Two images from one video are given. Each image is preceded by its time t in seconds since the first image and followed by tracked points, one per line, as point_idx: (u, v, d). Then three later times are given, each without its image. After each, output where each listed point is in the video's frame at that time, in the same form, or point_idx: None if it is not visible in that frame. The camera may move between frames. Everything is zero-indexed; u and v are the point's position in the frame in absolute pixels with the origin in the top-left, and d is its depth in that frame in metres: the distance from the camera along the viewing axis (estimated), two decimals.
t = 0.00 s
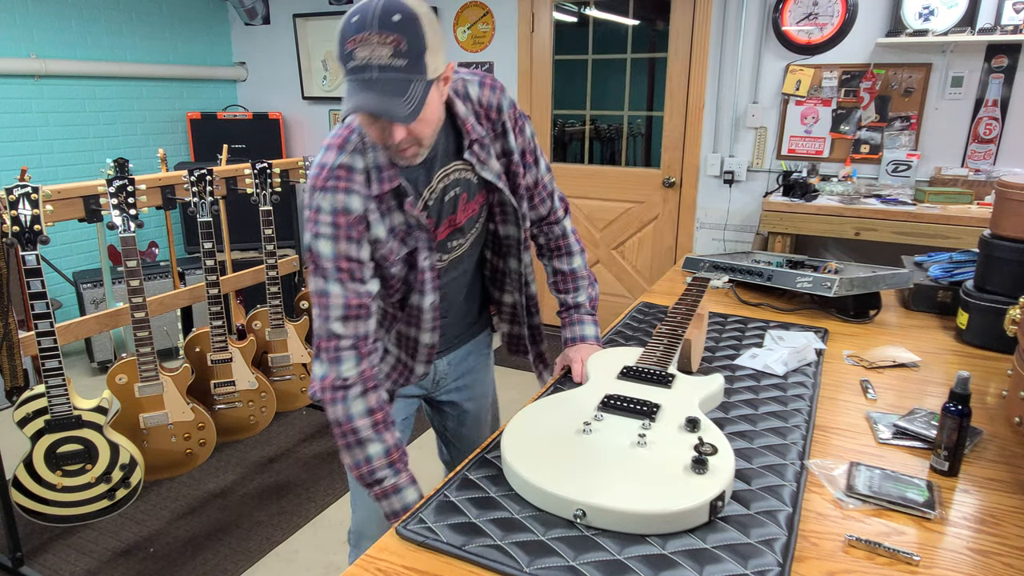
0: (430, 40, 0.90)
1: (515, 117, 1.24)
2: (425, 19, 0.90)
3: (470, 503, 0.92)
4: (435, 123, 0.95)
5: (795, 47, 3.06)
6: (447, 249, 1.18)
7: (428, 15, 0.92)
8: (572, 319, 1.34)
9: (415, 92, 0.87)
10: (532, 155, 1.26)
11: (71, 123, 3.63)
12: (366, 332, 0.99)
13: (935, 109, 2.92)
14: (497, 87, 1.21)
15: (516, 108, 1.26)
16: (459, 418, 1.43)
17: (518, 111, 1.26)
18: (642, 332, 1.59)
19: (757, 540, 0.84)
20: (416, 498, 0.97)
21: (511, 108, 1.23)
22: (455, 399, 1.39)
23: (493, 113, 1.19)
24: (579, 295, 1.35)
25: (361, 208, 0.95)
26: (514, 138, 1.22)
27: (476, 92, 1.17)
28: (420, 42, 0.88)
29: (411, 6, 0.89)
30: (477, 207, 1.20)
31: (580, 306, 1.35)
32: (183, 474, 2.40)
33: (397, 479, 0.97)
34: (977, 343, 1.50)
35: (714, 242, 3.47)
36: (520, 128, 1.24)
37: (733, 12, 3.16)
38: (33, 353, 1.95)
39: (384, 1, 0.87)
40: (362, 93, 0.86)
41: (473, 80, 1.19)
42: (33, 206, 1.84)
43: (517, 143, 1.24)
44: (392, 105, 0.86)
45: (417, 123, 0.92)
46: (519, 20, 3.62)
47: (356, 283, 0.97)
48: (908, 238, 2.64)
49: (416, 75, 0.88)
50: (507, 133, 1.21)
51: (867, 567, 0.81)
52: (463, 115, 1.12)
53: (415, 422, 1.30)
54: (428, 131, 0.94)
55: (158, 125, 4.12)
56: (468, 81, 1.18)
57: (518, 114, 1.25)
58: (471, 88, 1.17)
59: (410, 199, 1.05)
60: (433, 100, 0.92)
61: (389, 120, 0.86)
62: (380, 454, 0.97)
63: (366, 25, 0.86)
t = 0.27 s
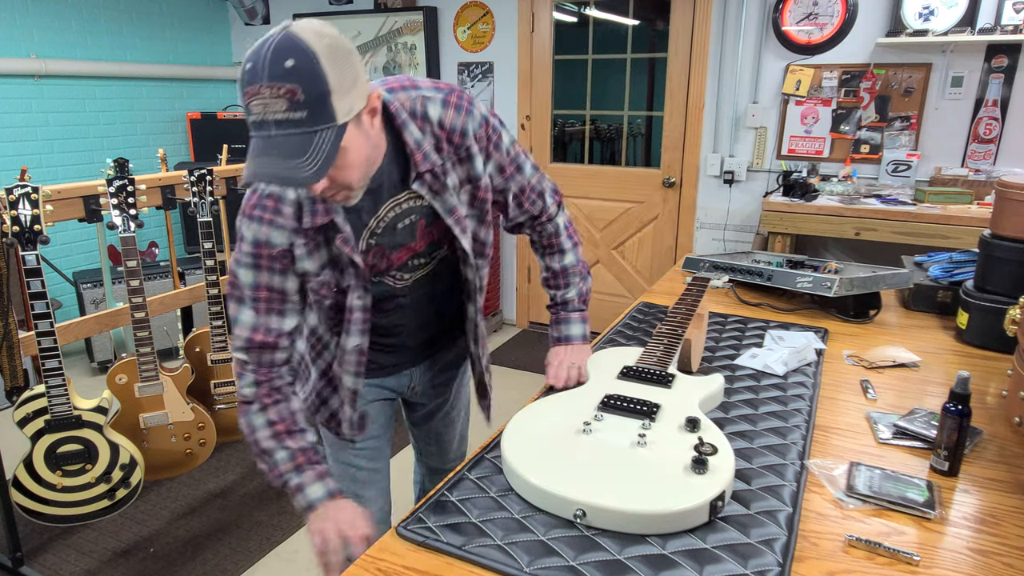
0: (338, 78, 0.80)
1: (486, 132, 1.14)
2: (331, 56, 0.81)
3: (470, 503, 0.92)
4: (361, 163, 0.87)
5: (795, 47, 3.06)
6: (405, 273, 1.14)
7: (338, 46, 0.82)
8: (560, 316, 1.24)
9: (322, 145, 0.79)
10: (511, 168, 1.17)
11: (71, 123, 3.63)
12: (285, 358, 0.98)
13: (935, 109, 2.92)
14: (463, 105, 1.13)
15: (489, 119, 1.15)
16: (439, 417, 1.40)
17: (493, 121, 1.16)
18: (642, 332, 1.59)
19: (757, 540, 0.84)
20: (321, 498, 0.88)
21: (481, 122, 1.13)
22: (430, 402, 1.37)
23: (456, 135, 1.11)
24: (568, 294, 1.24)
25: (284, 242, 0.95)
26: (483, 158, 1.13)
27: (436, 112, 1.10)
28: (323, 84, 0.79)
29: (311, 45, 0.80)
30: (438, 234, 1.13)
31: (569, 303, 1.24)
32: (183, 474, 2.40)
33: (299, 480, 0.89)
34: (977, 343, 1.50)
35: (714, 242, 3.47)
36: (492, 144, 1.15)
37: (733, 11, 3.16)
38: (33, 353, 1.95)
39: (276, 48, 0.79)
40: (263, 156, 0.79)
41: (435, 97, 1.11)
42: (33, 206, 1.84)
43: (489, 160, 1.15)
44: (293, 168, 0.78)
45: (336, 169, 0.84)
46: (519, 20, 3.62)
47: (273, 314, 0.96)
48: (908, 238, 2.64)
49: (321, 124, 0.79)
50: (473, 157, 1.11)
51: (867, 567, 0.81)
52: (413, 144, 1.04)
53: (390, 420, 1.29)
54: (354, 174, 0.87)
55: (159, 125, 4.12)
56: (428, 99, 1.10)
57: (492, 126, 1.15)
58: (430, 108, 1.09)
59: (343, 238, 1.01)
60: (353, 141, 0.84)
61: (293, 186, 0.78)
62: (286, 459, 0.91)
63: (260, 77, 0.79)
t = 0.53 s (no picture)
0: (276, 157, 0.78)
1: (458, 176, 1.03)
2: (266, 136, 0.78)
3: (470, 503, 0.92)
4: (317, 228, 0.84)
5: (795, 47, 3.06)
6: (370, 308, 1.11)
7: (273, 119, 0.79)
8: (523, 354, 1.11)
9: (269, 231, 0.78)
10: (490, 209, 1.05)
11: (71, 123, 3.63)
12: (253, 389, 0.99)
13: (935, 109, 2.92)
14: (433, 148, 1.03)
15: (465, 159, 1.04)
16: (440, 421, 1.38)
17: (471, 159, 1.05)
18: (642, 332, 1.59)
19: (757, 540, 0.84)
20: (225, 539, 0.85)
21: (453, 165, 1.03)
22: (424, 410, 1.37)
23: (423, 181, 1.02)
24: (540, 330, 1.09)
25: (242, 290, 0.95)
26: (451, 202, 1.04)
27: (402, 156, 1.02)
28: (260, 169, 0.77)
29: (242, 128, 0.77)
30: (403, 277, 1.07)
31: (539, 340, 1.10)
32: (183, 474, 2.40)
33: (215, 516, 0.87)
34: (977, 343, 1.50)
35: (714, 242, 3.47)
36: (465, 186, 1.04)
37: (733, 12, 3.16)
38: (32, 353, 1.95)
39: (208, 135, 0.77)
40: (211, 250, 0.78)
41: (403, 140, 1.02)
42: (33, 206, 1.84)
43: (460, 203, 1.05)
44: (243, 262, 0.77)
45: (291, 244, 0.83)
46: (519, 20, 3.62)
47: (243, 348, 0.98)
48: (908, 238, 2.64)
49: (264, 209, 0.78)
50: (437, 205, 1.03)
51: (867, 567, 0.81)
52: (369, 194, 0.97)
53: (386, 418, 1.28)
54: (312, 242, 0.85)
55: (159, 125, 4.12)
56: (394, 143, 1.02)
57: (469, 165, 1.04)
58: (395, 151, 1.01)
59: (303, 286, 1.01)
60: (305, 211, 0.82)
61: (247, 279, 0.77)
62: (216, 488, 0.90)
63: (195, 168, 0.77)
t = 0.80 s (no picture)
0: (253, 333, 0.63)
1: (450, 271, 1.02)
2: (234, 308, 0.62)
3: (470, 503, 0.92)
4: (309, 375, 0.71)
5: (795, 47, 3.06)
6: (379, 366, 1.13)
7: (242, 288, 0.63)
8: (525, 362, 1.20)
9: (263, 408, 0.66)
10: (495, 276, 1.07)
11: (71, 123, 3.63)
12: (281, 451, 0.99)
13: (935, 109, 2.92)
14: (418, 257, 0.98)
15: (456, 251, 1.02)
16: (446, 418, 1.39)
17: (462, 248, 1.03)
18: (642, 332, 1.59)
19: (757, 540, 0.84)
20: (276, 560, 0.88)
21: (443, 263, 1.00)
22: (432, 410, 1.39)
23: (415, 289, 0.99)
24: (543, 342, 1.19)
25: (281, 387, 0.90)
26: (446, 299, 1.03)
27: (388, 269, 0.97)
28: (238, 355, 0.62)
29: (210, 316, 0.61)
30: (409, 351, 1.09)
31: (541, 350, 1.20)
32: (183, 474, 2.40)
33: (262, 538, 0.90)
34: (977, 343, 1.50)
35: (714, 242, 3.47)
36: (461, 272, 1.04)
37: (733, 12, 3.16)
38: (32, 353, 1.95)
39: (179, 324, 0.62)
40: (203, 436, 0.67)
41: (386, 251, 0.97)
42: (33, 206, 1.84)
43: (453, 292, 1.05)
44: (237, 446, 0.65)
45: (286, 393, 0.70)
46: (519, 21, 3.62)
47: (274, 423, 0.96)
48: (908, 238, 2.64)
49: (250, 385, 0.64)
50: (433, 303, 1.01)
51: (867, 567, 0.81)
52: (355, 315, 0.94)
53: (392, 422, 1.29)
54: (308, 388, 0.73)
55: (159, 125, 4.12)
56: (377, 255, 0.96)
57: (462, 253, 1.03)
58: (380, 265, 0.97)
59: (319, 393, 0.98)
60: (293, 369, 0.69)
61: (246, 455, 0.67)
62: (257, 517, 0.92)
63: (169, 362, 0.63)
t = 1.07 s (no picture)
0: (278, 423, 0.68)
1: (456, 322, 1.05)
2: (258, 401, 0.67)
3: (470, 504, 0.92)
4: (336, 456, 0.77)
5: (795, 47, 3.06)
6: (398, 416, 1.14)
7: (266, 382, 0.69)
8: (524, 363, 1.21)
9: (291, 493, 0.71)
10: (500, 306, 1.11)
11: (71, 123, 3.63)
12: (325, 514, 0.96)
13: (935, 109, 2.92)
14: (422, 322, 1.00)
15: (457, 302, 1.05)
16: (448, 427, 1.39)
17: (462, 296, 1.05)
18: (642, 332, 1.59)
19: (757, 540, 0.84)
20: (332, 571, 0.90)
21: (448, 318, 1.03)
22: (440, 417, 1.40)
23: (426, 350, 1.02)
24: (540, 341, 1.22)
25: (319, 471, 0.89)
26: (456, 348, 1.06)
27: (397, 340, 0.99)
28: (265, 445, 0.67)
29: (238, 408, 0.67)
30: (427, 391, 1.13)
31: (539, 350, 1.22)
32: (183, 474, 2.40)
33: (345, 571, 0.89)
34: (977, 343, 1.50)
35: (714, 242, 3.47)
36: (466, 317, 1.07)
37: (733, 12, 3.16)
38: (32, 353, 1.95)
39: (210, 418, 0.67)
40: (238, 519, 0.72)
41: (392, 324, 0.98)
42: (33, 206, 1.84)
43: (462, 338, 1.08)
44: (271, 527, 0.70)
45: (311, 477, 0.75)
46: (519, 21, 3.62)
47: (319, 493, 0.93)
48: (908, 237, 2.64)
49: (279, 471, 0.69)
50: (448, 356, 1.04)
51: (867, 567, 0.81)
52: (371, 397, 0.94)
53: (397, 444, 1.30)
54: (334, 467, 0.78)
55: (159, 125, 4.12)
56: (384, 331, 0.97)
57: (463, 300, 1.05)
58: (389, 340, 0.98)
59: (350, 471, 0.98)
60: (319, 452, 0.75)
61: (279, 538, 0.72)
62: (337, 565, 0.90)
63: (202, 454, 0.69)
